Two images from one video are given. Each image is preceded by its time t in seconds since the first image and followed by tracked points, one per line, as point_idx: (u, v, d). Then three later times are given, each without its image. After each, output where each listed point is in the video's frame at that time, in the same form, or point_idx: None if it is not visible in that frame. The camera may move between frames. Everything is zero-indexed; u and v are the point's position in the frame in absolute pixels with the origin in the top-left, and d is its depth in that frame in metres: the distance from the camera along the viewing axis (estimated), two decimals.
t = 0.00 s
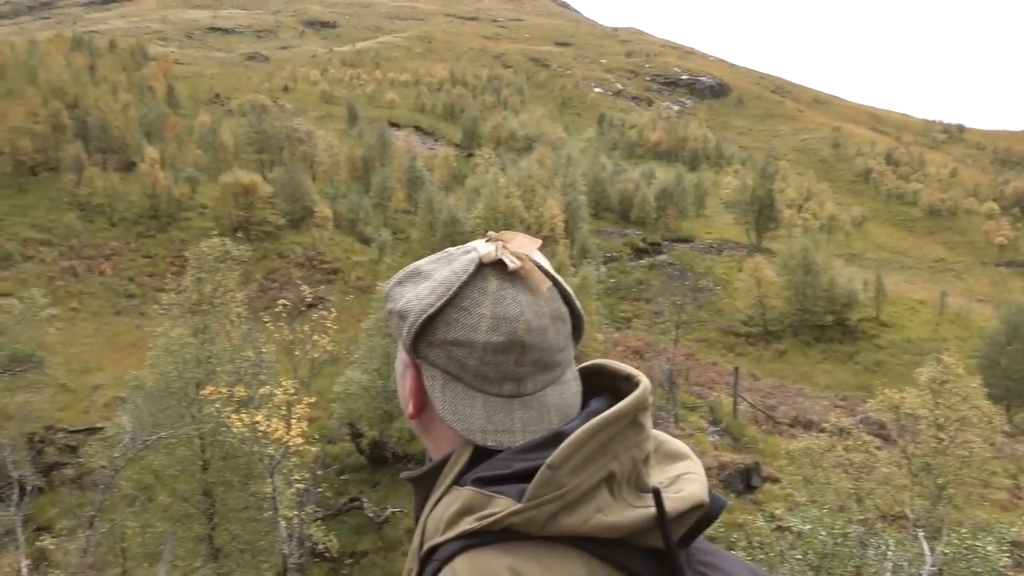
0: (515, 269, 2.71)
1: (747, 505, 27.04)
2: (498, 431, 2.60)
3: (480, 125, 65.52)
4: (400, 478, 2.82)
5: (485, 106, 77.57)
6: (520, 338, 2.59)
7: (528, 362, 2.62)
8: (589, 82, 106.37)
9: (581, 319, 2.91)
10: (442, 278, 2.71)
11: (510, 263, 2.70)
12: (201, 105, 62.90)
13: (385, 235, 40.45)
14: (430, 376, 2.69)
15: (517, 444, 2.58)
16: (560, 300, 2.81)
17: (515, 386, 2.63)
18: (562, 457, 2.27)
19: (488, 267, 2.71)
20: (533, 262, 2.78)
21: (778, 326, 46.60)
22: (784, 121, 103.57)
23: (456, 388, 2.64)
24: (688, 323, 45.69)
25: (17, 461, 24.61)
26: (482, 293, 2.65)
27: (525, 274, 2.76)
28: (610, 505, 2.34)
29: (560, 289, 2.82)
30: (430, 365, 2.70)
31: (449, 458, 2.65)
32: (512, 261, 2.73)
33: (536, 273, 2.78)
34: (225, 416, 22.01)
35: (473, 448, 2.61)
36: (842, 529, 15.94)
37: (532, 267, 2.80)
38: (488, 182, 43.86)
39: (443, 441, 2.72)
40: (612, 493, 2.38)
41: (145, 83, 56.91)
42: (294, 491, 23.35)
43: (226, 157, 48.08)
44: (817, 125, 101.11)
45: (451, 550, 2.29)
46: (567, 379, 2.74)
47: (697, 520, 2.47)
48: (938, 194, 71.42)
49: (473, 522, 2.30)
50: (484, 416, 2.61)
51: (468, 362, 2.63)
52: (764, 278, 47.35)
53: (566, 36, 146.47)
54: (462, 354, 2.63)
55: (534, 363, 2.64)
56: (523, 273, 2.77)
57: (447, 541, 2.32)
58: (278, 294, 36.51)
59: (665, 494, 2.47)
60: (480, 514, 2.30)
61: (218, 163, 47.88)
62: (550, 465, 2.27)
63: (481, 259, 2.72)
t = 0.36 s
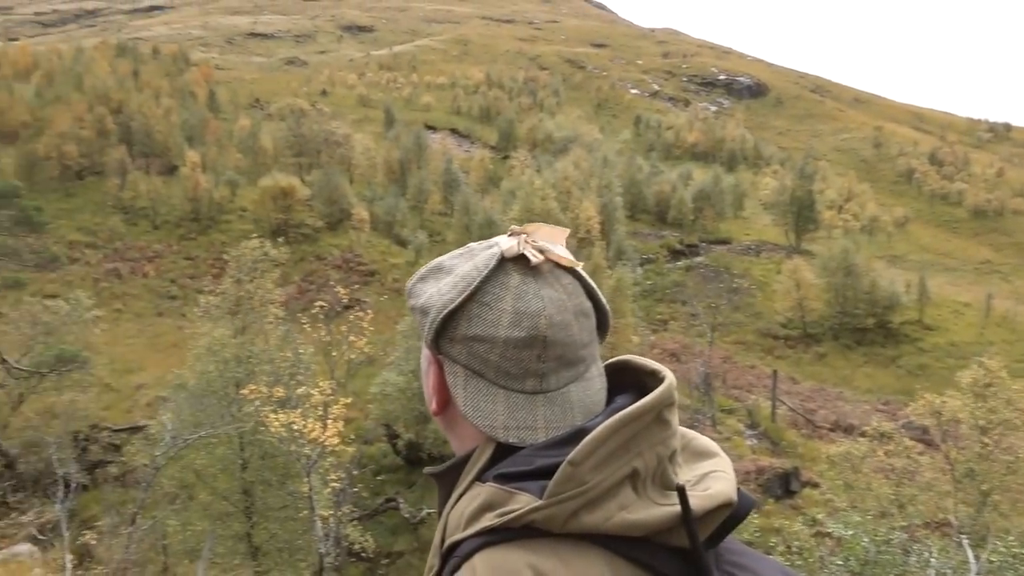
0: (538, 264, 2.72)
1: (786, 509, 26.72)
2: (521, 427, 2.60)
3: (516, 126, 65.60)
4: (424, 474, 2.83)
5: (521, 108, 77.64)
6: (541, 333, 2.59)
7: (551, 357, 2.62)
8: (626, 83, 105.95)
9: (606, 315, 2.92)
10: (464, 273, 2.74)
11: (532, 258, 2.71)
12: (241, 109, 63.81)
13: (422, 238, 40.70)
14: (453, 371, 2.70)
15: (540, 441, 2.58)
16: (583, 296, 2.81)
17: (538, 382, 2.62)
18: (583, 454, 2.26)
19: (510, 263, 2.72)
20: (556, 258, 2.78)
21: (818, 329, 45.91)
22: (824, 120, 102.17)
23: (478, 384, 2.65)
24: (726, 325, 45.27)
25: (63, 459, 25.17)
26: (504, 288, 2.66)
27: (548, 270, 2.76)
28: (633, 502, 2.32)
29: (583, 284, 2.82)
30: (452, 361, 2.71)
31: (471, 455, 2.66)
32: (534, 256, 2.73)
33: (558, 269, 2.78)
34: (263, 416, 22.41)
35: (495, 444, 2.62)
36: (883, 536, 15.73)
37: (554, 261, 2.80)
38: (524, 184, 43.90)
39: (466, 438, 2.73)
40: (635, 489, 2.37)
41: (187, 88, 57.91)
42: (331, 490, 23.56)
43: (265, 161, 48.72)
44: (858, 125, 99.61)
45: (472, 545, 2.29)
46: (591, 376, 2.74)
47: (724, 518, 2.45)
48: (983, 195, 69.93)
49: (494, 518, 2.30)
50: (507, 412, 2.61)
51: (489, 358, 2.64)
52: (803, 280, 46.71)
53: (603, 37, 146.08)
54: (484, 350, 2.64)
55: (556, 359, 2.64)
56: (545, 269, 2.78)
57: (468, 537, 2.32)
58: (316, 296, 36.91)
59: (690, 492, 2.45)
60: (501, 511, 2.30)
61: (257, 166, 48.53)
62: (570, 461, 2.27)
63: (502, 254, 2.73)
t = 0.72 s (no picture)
0: (561, 259, 2.71)
1: (829, 511, 26.32)
2: (543, 423, 2.60)
3: (553, 126, 65.54)
4: (449, 470, 2.85)
5: (557, 108, 77.53)
6: (563, 327, 2.58)
7: (573, 352, 2.60)
8: (663, 82, 105.23)
9: (634, 309, 2.94)
10: (485, 267, 2.74)
11: (555, 253, 2.69)
12: (281, 113, 64.63)
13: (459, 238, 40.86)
14: (474, 367, 2.71)
15: (562, 437, 2.58)
16: (608, 289, 2.80)
17: (561, 377, 2.62)
18: (603, 450, 2.25)
19: (533, 257, 2.71)
20: (579, 252, 2.77)
21: (861, 329, 45.05)
22: (867, 117, 100.44)
23: (498, 379, 2.66)
24: (766, 326, 44.75)
25: (110, 457, 25.74)
26: (526, 283, 2.65)
27: (572, 264, 2.75)
28: (656, 500, 2.31)
29: (608, 279, 2.81)
30: (474, 355, 2.72)
31: (494, 451, 2.68)
32: (556, 251, 2.71)
33: (583, 264, 2.77)
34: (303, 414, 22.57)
35: (517, 440, 2.62)
36: (929, 542, 15.38)
37: (577, 255, 2.78)
38: (560, 184, 43.87)
39: (489, 433, 2.74)
40: (659, 486, 2.36)
41: (229, 93, 58.81)
42: (369, 489, 23.72)
43: (305, 163, 49.29)
44: (902, 122, 97.78)
45: (491, 542, 2.29)
46: (616, 372, 2.73)
47: (752, 517, 2.44)
48: None
49: (514, 513, 2.30)
50: (529, 408, 2.61)
51: (512, 352, 2.64)
52: (845, 279, 45.98)
53: (640, 36, 145.32)
54: (505, 345, 2.64)
55: (579, 354, 2.62)
56: (569, 262, 2.77)
57: (487, 532, 2.33)
58: (354, 297, 37.25)
59: (714, 490, 2.43)
60: (520, 506, 2.31)
61: (297, 168, 49.14)
62: (590, 458, 2.26)
63: (526, 247, 2.72)
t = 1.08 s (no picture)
0: (595, 256, 2.74)
1: (883, 512, 25.76)
2: (576, 420, 2.64)
3: (599, 123, 65.17)
4: (484, 467, 2.93)
5: (603, 105, 77.04)
6: (596, 323, 2.61)
7: (606, 349, 2.64)
8: (711, 77, 103.96)
9: (670, 307, 2.97)
10: (518, 264, 2.77)
11: (588, 248, 2.73)
12: (329, 114, 65.38)
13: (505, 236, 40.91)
14: (508, 365, 2.77)
15: (597, 434, 2.63)
16: (643, 285, 2.83)
17: (594, 374, 2.66)
18: (634, 447, 2.29)
19: (566, 253, 2.74)
20: (613, 249, 2.80)
21: (916, 327, 43.86)
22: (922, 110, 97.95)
23: (531, 376, 2.71)
24: (818, 324, 43.94)
25: (165, 451, 26.45)
26: (558, 279, 2.68)
27: (606, 261, 2.77)
28: (688, 500, 2.35)
29: (643, 276, 2.84)
30: (507, 353, 2.79)
31: (527, 446, 2.74)
32: (590, 246, 2.74)
33: (618, 261, 2.79)
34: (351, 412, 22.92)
35: (550, 437, 2.69)
36: (988, 545, 14.93)
37: (612, 250, 2.81)
38: (606, 182, 43.64)
39: (523, 430, 2.80)
40: (693, 484, 2.39)
41: (278, 95, 59.69)
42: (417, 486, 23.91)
43: (352, 163, 49.83)
44: (959, 114, 95.17)
45: (522, 538, 2.36)
46: (651, 370, 2.76)
47: (791, 517, 2.47)
48: None
49: (544, 511, 2.36)
50: (562, 405, 2.67)
51: (544, 349, 2.68)
52: (900, 276, 44.92)
53: (686, 31, 143.71)
54: (537, 341, 2.69)
55: (613, 350, 2.65)
56: (604, 255, 2.80)
57: (518, 529, 2.40)
58: (401, 295, 37.55)
59: (749, 489, 2.46)
60: (551, 503, 2.37)
61: (344, 168, 49.71)
62: (621, 455, 2.31)
63: (559, 244, 2.75)
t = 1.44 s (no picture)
0: (631, 250, 2.86)
1: (935, 514, 25.20)
2: (612, 416, 2.80)
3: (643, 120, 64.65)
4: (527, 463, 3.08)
5: (647, 101, 76.40)
6: (631, 321, 2.76)
7: (642, 346, 2.78)
8: (757, 71, 102.44)
9: (709, 304, 3.10)
10: (554, 263, 2.93)
11: (622, 245, 2.86)
12: (373, 113, 65.91)
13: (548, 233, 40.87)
14: (544, 363, 2.93)
15: (633, 431, 2.77)
16: (682, 282, 2.96)
17: (631, 370, 2.81)
18: (666, 444, 2.44)
19: (600, 249, 2.89)
20: (649, 245, 2.93)
21: (970, 324, 42.80)
22: (977, 102, 95.27)
23: (570, 374, 2.87)
24: (867, 321, 43.10)
25: (213, 446, 26.98)
26: (594, 275, 2.84)
27: (644, 256, 2.90)
28: (722, 496, 2.49)
29: (682, 272, 2.97)
30: (543, 350, 2.95)
31: (565, 443, 2.91)
32: (625, 243, 2.88)
33: (655, 258, 2.92)
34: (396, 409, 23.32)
35: (585, 433, 2.86)
36: None
37: (647, 247, 2.94)
38: (650, 177, 43.31)
39: (560, 426, 2.98)
40: (729, 483, 2.53)
41: (323, 95, 60.36)
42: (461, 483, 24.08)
43: (397, 162, 50.24)
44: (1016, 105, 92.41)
45: (557, 533, 2.53)
46: (690, 367, 2.89)
47: (831, 517, 2.58)
48: None
49: (577, 508, 2.54)
50: (597, 401, 2.82)
51: (580, 345, 2.84)
52: (953, 272, 43.81)
53: (732, 25, 141.69)
54: (573, 338, 2.85)
55: (648, 347, 2.80)
56: (639, 252, 2.93)
57: (553, 523, 2.57)
58: (445, 292, 37.78)
59: (785, 488, 2.59)
60: (585, 500, 2.54)
61: (388, 167, 50.15)
62: (655, 452, 2.45)
63: (595, 240, 2.91)
